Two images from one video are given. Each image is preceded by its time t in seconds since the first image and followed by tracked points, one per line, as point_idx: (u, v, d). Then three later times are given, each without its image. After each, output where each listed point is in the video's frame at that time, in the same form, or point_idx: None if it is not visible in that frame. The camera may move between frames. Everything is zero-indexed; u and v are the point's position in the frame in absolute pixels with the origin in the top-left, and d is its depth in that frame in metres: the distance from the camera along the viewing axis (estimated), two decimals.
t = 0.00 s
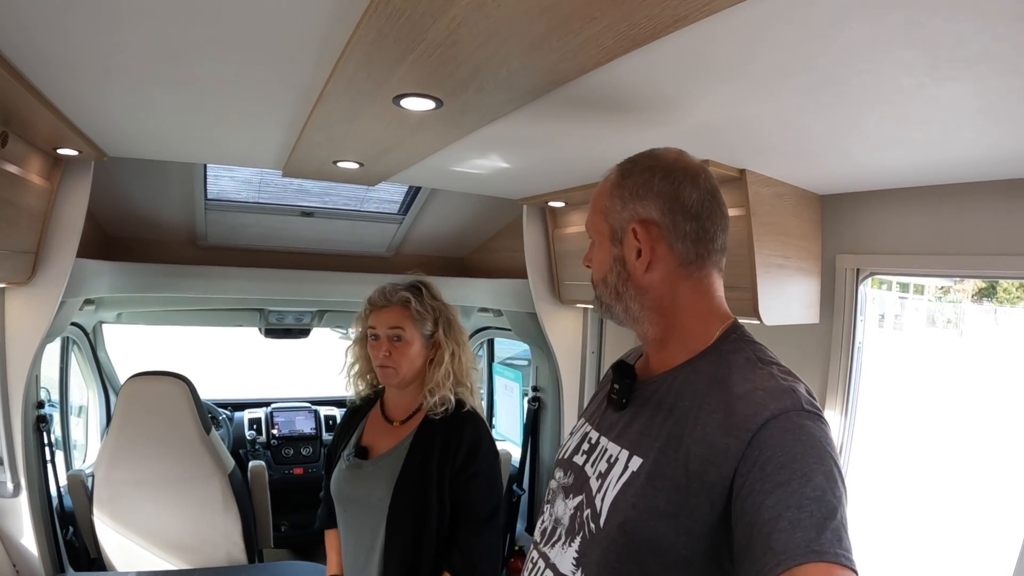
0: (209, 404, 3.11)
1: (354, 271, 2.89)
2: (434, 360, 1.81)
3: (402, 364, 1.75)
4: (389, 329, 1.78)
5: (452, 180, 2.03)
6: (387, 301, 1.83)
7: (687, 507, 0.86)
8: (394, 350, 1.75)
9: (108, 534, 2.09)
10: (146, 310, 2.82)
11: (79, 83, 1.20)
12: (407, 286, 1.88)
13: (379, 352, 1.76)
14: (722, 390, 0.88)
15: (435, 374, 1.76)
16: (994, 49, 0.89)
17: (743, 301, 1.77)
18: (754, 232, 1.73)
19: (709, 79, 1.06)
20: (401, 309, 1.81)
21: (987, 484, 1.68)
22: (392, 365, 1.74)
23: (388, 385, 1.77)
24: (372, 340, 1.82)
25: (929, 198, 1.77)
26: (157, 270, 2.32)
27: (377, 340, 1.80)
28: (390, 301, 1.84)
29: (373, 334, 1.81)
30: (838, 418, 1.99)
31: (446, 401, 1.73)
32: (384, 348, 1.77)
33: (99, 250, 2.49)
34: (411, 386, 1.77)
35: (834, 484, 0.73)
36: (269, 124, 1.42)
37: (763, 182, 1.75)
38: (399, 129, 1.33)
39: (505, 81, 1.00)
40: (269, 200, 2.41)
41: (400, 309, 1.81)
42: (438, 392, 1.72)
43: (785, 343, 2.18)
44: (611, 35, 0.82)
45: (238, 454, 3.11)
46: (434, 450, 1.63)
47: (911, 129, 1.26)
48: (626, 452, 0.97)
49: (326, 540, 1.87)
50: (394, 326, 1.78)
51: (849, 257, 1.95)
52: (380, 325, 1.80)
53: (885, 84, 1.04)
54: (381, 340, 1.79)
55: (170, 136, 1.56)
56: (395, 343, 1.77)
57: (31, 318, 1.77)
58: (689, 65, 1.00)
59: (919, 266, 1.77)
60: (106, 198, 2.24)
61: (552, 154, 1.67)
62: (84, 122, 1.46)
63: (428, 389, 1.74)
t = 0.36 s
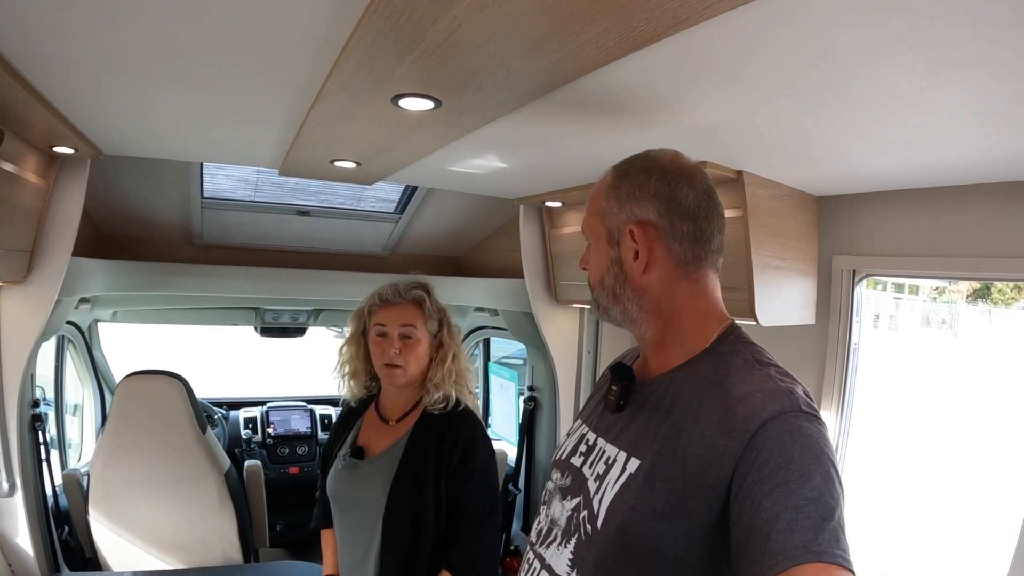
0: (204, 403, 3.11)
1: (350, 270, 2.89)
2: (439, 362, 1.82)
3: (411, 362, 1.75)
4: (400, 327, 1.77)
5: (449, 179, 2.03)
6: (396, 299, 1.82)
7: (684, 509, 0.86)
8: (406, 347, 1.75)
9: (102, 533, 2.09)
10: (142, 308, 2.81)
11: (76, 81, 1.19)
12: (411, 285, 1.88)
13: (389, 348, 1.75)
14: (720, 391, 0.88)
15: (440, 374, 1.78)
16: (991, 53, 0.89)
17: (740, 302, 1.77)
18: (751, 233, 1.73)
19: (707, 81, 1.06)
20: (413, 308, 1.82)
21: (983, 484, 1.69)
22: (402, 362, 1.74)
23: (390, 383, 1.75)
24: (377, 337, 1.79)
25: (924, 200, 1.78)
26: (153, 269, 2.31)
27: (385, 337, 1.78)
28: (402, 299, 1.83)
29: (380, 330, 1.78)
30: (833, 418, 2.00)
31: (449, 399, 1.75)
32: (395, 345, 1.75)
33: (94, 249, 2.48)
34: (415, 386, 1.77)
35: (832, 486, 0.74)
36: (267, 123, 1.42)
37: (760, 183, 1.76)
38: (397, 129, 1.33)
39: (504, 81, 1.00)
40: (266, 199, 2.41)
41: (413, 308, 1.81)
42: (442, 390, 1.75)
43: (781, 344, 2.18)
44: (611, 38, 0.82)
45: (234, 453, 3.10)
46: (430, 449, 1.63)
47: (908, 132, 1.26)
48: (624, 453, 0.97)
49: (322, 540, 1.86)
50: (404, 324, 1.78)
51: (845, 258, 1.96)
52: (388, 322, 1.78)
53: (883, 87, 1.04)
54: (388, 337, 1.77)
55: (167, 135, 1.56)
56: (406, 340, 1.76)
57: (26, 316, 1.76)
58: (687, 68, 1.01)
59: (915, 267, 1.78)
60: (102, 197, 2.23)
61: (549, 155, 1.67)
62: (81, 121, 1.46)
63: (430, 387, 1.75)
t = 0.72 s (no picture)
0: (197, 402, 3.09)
1: (345, 269, 2.88)
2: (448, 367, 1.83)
3: (427, 367, 1.74)
4: (418, 331, 1.76)
5: (445, 178, 2.01)
6: (413, 301, 1.80)
7: (681, 509, 0.86)
8: (423, 352, 1.74)
9: (95, 533, 2.07)
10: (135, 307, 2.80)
11: (69, 76, 1.18)
12: (429, 290, 1.87)
13: (409, 351, 1.72)
14: (717, 392, 0.88)
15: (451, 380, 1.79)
16: (990, 56, 0.89)
17: (736, 303, 1.77)
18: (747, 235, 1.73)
19: (707, 82, 1.06)
20: (431, 313, 1.82)
21: (974, 484, 1.71)
22: (419, 366, 1.72)
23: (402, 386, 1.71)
24: (392, 337, 1.76)
25: (920, 202, 1.79)
26: (146, 266, 2.29)
27: (402, 339, 1.75)
28: (423, 302, 1.82)
29: (398, 331, 1.76)
30: (828, 419, 2.00)
31: (457, 400, 1.78)
32: (414, 348, 1.73)
33: (87, 246, 2.46)
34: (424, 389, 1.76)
35: (830, 487, 0.73)
36: (263, 120, 1.41)
37: (757, 184, 1.76)
38: (395, 127, 1.32)
39: (504, 80, 1.00)
40: (259, 196, 2.39)
41: (431, 313, 1.81)
42: (452, 390, 1.77)
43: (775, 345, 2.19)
44: (614, 36, 0.82)
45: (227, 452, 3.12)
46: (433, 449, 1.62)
47: (905, 134, 1.27)
48: (620, 453, 0.97)
49: (319, 540, 1.83)
50: (422, 328, 1.77)
51: (841, 260, 1.96)
52: (406, 324, 1.76)
53: (883, 89, 1.04)
54: (404, 339, 1.75)
55: (161, 131, 1.54)
56: (423, 344, 1.75)
57: (17, 313, 1.75)
58: (688, 68, 1.00)
59: (910, 269, 1.78)
60: (95, 193, 2.22)
61: (547, 154, 1.66)
62: (74, 117, 1.45)
63: (439, 388, 1.76)
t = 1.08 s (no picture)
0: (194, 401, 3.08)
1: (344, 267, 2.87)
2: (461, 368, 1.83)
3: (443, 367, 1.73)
4: (436, 330, 1.76)
5: (444, 176, 2.01)
6: (433, 301, 1.80)
7: (682, 507, 0.86)
8: (441, 351, 1.74)
9: (92, 533, 2.06)
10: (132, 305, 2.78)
11: (68, 73, 1.17)
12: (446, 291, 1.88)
13: (428, 350, 1.72)
14: (719, 391, 0.88)
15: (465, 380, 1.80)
16: (994, 56, 0.89)
17: (737, 303, 1.77)
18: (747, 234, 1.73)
19: (709, 81, 1.06)
20: (447, 314, 1.82)
21: (971, 483, 1.71)
22: (437, 366, 1.71)
23: (419, 386, 1.70)
24: (410, 336, 1.75)
25: (919, 202, 1.79)
26: (144, 264, 2.28)
27: (420, 338, 1.74)
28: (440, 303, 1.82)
29: (416, 331, 1.75)
30: (828, 419, 2.00)
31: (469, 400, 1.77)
32: (433, 348, 1.73)
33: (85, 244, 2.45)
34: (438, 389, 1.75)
35: (833, 486, 0.73)
36: (263, 117, 1.40)
37: (757, 183, 1.76)
38: (395, 125, 1.31)
39: (506, 78, 0.99)
40: (258, 194, 2.38)
41: (447, 314, 1.82)
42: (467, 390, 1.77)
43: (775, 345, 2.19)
44: (616, 35, 0.81)
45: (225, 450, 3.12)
46: (448, 448, 1.60)
47: (906, 134, 1.27)
48: (621, 452, 0.97)
49: (319, 540, 1.81)
50: (439, 328, 1.78)
51: (841, 259, 1.96)
52: (425, 324, 1.76)
53: (884, 89, 1.04)
54: (422, 339, 1.74)
55: (160, 129, 1.54)
56: (440, 344, 1.75)
57: (15, 311, 1.74)
58: (691, 67, 1.00)
59: (910, 269, 1.79)
60: (93, 191, 2.20)
61: (547, 153, 1.65)
62: (73, 114, 1.44)
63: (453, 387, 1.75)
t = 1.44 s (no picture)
0: (192, 401, 3.07)
1: (343, 268, 2.86)
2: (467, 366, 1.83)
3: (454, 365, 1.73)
4: (445, 328, 1.76)
5: (445, 177, 2.00)
6: (439, 299, 1.81)
7: (687, 511, 0.85)
8: (451, 349, 1.74)
9: (90, 534, 2.05)
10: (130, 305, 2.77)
11: (66, 73, 1.16)
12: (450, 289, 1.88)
13: (439, 349, 1.71)
14: (724, 394, 0.87)
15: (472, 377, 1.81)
16: (1001, 58, 0.89)
17: (739, 304, 1.76)
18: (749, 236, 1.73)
19: (714, 82, 1.05)
20: (454, 312, 1.82)
21: (970, 483, 1.71)
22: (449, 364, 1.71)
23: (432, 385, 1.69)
24: (420, 336, 1.74)
25: (921, 203, 1.78)
26: (143, 264, 2.27)
27: (430, 337, 1.74)
28: (445, 301, 1.82)
29: (425, 330, 1.75)
30: (829, 421, 2.00)
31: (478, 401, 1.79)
32: (443, 346, 1.73)
33: (82, 243, 2.44)
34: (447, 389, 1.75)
35: (838, 490, 0.72)
36: (263, 117, 1.39)
37: (759, 185, 1.75)
38: (397, 125, 1.30)
39: (508, 78, 0.98)
40: (257, 194, 2.37)
41: (454, 311, 1.82)
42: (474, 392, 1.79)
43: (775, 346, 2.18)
44: (622, 35, 0.81)
45: (223, 451, 3.11)
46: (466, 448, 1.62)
47: (909, 136, 1.26)
48: (625, 454, 0.96)
49: (319, 544, 1.78)
50: (447, 325, 1.78)
51: (843, 261, 1.96)
52: (433, 321, 1.76)
53: (890, 91, 1.03)
54: (433, 338, 1.74)
55: (158, 129, 1.53)
56: (450, 341, 1.75)
57: (13, 311, 1.73)
58: (696, 68, 0.99)
59: (911, 271, 1.78)
60: (91, 190, 2.19)
61: (548, 153, 1.65)
62: (71, 114, 1.43)
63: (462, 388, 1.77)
